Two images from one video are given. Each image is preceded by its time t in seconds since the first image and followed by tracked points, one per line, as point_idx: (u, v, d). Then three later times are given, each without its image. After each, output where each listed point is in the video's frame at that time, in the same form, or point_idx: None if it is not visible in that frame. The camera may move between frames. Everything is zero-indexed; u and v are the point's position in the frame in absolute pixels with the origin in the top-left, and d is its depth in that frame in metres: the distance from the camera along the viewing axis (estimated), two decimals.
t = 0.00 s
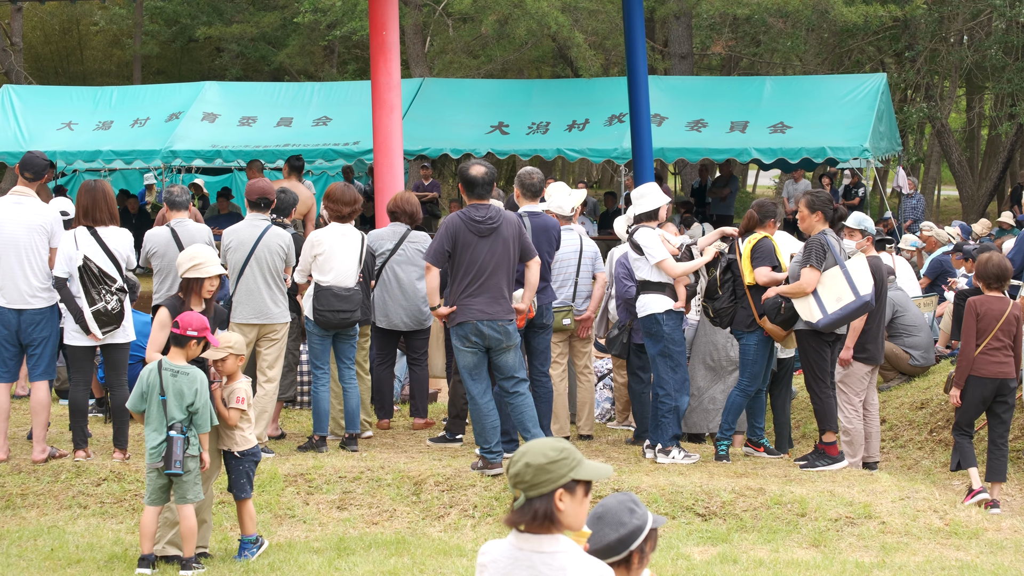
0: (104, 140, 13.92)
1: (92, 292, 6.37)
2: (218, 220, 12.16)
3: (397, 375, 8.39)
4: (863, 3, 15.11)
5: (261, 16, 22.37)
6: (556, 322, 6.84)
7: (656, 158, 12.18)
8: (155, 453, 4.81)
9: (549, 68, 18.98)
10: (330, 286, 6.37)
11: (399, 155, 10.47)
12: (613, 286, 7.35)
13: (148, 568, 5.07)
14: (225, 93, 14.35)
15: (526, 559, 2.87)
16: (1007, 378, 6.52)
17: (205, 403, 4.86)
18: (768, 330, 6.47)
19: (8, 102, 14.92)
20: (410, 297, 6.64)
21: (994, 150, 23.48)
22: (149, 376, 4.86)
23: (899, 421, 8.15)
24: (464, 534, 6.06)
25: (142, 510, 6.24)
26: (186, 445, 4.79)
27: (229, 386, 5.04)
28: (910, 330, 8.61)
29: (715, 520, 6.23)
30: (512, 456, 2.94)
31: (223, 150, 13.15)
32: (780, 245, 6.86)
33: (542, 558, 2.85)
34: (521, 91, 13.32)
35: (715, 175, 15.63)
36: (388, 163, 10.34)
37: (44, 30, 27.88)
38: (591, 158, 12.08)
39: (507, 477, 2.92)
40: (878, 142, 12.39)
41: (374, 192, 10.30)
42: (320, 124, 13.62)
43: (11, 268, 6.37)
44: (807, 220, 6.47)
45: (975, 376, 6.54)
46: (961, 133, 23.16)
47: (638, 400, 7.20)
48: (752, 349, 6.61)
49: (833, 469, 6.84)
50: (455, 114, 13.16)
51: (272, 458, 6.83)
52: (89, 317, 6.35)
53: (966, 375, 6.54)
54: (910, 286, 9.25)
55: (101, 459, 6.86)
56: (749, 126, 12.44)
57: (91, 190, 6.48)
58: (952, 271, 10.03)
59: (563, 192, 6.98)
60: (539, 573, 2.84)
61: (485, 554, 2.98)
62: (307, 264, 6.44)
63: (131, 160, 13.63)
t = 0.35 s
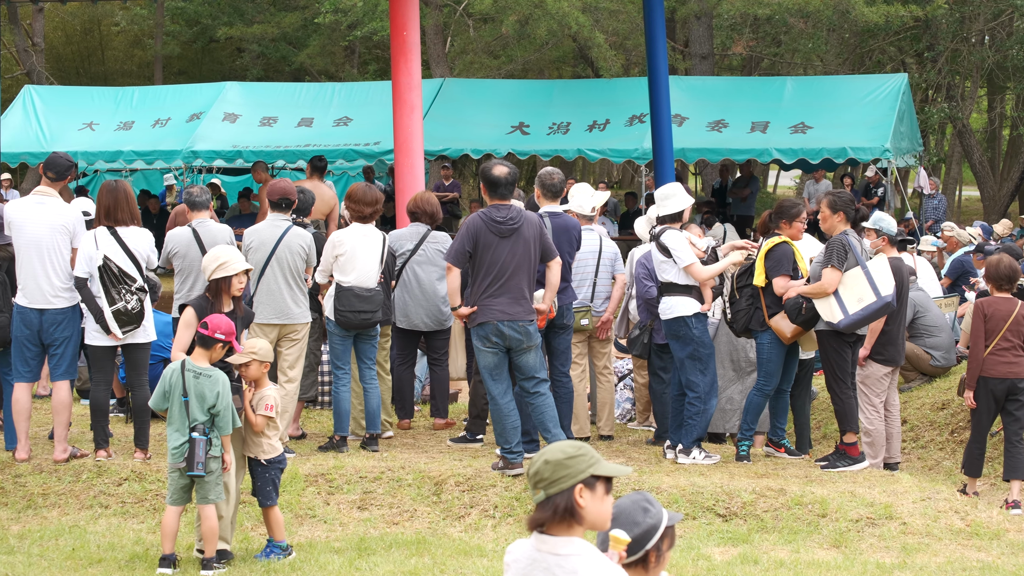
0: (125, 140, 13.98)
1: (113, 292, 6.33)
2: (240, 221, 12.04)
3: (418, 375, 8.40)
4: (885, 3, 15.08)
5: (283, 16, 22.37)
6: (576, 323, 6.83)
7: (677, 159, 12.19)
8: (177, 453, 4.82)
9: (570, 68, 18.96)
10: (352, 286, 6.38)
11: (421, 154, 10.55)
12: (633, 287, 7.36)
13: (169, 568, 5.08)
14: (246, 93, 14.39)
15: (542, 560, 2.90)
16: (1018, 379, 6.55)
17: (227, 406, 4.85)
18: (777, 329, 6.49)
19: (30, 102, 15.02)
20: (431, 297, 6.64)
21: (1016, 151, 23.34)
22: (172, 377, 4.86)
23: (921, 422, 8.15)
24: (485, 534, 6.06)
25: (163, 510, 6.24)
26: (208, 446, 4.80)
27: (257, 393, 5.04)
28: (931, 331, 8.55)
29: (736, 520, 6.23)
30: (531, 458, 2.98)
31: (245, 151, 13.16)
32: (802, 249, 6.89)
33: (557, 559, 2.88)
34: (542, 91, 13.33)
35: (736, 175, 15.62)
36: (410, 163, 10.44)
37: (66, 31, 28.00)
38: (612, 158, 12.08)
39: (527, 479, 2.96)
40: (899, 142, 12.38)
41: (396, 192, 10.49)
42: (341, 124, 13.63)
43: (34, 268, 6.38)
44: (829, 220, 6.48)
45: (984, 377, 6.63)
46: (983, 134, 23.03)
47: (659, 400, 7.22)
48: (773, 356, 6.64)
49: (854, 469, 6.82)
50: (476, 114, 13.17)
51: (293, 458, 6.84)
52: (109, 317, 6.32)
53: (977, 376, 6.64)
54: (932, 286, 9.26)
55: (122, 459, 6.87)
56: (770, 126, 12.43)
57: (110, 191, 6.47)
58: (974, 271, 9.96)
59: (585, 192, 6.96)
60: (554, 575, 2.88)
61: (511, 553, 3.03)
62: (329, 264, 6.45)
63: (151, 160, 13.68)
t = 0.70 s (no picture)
0: (145, 140, 14.03)
1: (132, 292, 6.32)
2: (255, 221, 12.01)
3: (437, 375, 8.40)
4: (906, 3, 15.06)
5: (303, 16, 22.42)
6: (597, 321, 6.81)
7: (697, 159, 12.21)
8: (195, 453, 4.83)
9: (590, 69, 18.96)
10: (372, 287, 6.38)
11: (440, 154, 10.51)
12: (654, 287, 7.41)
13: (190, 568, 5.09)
14: (266, 93, 14.41)
15: (579, 558, 2.88)
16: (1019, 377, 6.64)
17: (243, 405, 4.83)
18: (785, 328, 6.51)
19: (51, 102, 15.09)
20: (450, 297, 6.64)
21: None
22: (189, 375, 4.87)
23: (941, 422, 8.15)
24: (505, 534, 6.05)
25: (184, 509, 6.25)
26: (224, 446, 4.80)
27: (285, 396, 5.08)
28: (951, 330, 8.49)
29: (756, 521, 6.22)
30: (551, 460, 2.95)
31: (264, 151, 13.19)
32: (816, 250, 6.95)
33: (594, 557, 2.87)
34: (562, 91, 13.34)
35: (755, 175, 15.63)
36: (428, 163, 10.41)
37: (86, 31, 28.13)
38: (631, 158, 12.08)
39: (551, 482, 2.91)
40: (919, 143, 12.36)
41: (415, 191, 10.44)
42: (360, 124, 13.64)
43: (54, 268, 6.38)
44: (846, 220, 6.48)
45: (988, 375, 6.68)
46: (1003, 134, 22.93)
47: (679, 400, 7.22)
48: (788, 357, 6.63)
49: (874, 470, 6.79)
50: (496, 114, 13.18)
51: (313, 458, 6.84)
52: (129, 317, 6.31)
53: (981, 375, 6.68)
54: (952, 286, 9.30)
55: (143, 458, 6.87)
56: (790, 127, 12.44)
57: (128, 190, 6.42)
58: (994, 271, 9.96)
59: (607, 194, 6.99)
60: (592, 572, 2.86)
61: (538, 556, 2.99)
62: (348, 264, 6.45)
63: (171, 160, 13.73)
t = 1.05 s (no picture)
0: (166, 140, 14.06)
1: (155, 292, 6.31)
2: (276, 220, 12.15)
3: (458, 375, 8.41)
4: (927, 3, 15.02)
5: (324, 16, 22.44)
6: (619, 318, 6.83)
7: (718, 159, 12.16)
8: (217, 453, 4.86)
9: (610, 69, 18.94)
10: (393, 287, 6.39)
11: (461, 154, 10.67)
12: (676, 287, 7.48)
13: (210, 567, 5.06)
14: (287, 93, 14.42)
15: (628, 556, 2.94)
16: None
17: (259, 405, 4.80)
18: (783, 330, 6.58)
19: (72, 102, 15.12)
20: (471, 297, 6.65)
21: None
22: (210, 376, 4.92)
23: (962, 423, 8.15)
24: (526, 534, 6.05)
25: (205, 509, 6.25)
26: (241, 446, 4.80)
27: (315, 397, 5.14)
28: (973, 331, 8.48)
29: (777, 521, 6.21)
30: (588, 452, 2.91)
31: (285, 150, 13.20)
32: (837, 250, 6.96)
33: (644, 553, 2.94)
34: (583, 91, 13.33)
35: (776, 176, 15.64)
36: (450, 163, 10.59)
37: (107, 31, 28.27)
38: (653, 158, 12.10)
39: (598, 475, 2.89)
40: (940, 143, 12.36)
41: (437, 191, 10.70)
42: (382, 124, 13.63)
43: (75, 268, 6.37)
44: (867, 220, 6.47)
45: (1001, 373, 6.66)
46: None
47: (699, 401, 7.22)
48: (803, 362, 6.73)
49: (895, 470, 6.80)
50: (517, 114, 13.17)
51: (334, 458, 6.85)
52: (151, 317, 6.32)
53: (994, 373, 6.66)
54: (974, 287, 9.29)
55: (164, 458, 6.86)
56: (811, 127, 12.44)
57: (149, 191, 6.38)
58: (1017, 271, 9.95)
59: (631, 195, 7.03)
60: (644, 568, 2.93)
61: (565, 555, 3.00)
62: (370, 264, 6.45)
63: (192, 160, 13.76)
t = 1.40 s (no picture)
0: (188, 140, 14.09)
1: (178, 292, 6.32)
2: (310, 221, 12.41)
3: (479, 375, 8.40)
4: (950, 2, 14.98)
5: (345, 16, 22.46)
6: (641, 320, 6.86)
7: (740, 159, 12.20)
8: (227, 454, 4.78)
9: (632, 69, 18.91)
10: (415, 287, 6.39)
11: (483, 154, 10.51)
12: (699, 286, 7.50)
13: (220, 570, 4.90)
14: (308, 93, 14.45)
15: (669, 559, 2.96)
16: None
17: (263, 407, 4.68)
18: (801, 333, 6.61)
19: (94, 102, 15.15)
20: (493, 297, 6.64)
21: None
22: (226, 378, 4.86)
23: (985, 423, 8.15)
24: (549, 534, 6.04)
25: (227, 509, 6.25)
26: (245, 448, 4.68)
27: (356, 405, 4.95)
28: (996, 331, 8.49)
29: (800, 522, 6.19)
30: (635, 449, 2.93)
31: (307, 150, 13.23)
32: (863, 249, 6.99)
33: (685, 556, 2.96)
34: (604, 91, 13.33)
35: (798, 176, 15.59)
36: (472, 163, 10.43)
37: (128, 31, 28.33)
38: (674, 158, 12.11)
39: (646, 475, 2.91)
40: (962, 143, 12.34)
41: (459, 192, 10.53)
42: (403, 124, 13.64)
43: (98, 268, 6.38)
44: (890, 220, 6.46)
45: (1019, 370, 6.67)
46: None
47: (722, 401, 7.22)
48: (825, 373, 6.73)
49: (918, 471, 6.80)
50: (538, 114, 13.18)
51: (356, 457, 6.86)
52: (174, 316, 6.32)
53: (1011, 369, 6.67)
54: (998, 288, 9.27)
55: (186, 458, 6.87)
56: (833, 127, 12.44)
57: (169, 191, 6.39)
58: None
59: (655, 195, 7.05)
60: (686, 570, 2.95)
61: (606, 560, 2.98)
62: (392, 264, 6.46)
63: (213, 160, 13.78)
